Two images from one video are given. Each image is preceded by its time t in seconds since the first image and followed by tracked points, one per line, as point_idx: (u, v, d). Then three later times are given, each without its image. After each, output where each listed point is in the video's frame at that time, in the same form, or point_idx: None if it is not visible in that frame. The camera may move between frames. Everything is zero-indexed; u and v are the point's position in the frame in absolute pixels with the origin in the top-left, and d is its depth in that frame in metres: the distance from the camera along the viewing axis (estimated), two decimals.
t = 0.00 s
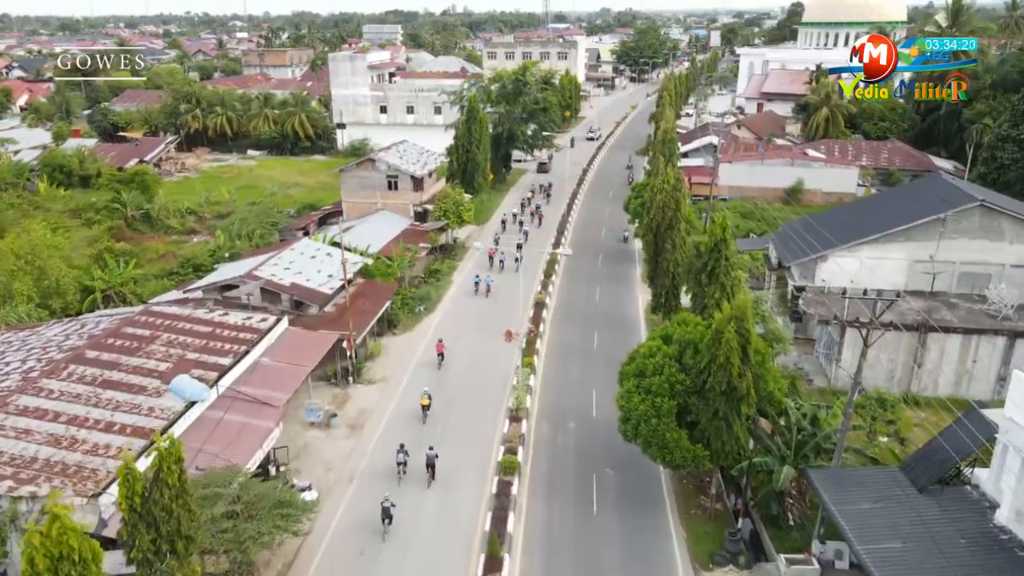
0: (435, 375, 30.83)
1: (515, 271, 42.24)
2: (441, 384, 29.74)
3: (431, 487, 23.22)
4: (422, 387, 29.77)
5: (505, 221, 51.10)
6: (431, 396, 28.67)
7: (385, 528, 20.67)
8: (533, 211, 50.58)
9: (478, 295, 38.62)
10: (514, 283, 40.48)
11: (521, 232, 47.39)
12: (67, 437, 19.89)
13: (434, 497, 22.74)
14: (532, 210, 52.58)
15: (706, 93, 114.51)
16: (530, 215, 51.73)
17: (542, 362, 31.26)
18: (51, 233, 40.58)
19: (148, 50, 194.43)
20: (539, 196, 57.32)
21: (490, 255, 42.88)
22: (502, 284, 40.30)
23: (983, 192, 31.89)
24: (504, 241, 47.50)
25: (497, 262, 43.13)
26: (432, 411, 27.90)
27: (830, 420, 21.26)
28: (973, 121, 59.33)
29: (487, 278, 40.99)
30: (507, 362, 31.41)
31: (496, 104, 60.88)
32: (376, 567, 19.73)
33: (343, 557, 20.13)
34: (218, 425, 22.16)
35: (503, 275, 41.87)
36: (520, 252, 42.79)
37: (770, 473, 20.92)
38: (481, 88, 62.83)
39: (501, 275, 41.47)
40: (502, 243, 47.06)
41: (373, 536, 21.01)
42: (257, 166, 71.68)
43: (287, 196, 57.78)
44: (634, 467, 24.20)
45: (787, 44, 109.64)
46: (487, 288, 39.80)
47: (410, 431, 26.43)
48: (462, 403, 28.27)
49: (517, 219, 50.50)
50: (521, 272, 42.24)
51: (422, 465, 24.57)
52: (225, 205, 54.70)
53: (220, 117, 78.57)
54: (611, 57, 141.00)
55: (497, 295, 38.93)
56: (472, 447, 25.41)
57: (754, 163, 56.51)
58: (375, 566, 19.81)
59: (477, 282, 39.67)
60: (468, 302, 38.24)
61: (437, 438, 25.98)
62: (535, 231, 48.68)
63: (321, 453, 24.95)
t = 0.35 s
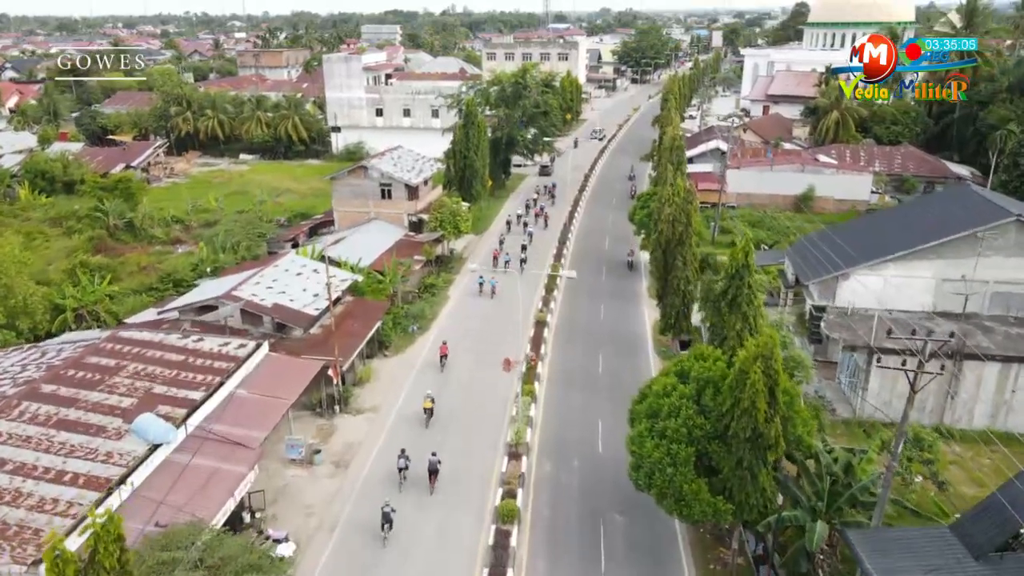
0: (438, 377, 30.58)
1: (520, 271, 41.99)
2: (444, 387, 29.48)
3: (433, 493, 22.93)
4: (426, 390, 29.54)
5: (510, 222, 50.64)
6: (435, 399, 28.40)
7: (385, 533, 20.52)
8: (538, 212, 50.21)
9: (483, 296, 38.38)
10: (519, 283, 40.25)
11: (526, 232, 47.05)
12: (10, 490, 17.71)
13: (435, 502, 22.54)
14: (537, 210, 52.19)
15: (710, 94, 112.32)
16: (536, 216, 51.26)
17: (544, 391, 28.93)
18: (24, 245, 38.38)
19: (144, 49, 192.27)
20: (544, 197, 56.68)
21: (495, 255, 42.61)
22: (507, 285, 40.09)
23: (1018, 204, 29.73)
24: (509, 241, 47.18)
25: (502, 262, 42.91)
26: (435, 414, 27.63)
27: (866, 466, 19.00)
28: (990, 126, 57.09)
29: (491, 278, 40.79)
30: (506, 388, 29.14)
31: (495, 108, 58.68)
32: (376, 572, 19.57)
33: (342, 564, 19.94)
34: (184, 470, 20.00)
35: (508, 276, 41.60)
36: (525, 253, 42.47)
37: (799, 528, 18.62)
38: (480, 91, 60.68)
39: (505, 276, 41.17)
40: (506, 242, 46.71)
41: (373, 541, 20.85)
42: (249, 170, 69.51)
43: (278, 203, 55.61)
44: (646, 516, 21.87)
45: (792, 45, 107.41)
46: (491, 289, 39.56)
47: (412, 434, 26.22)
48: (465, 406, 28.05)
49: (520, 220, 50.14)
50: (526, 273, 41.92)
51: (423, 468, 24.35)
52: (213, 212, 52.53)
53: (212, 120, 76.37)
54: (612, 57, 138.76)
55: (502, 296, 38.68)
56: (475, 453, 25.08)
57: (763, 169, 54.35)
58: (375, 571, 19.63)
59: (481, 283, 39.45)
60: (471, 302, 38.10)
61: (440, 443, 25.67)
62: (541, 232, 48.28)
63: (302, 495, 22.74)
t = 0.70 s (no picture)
0: (442, 379, 30.29)
1: (526, 273, 41.69)
2: (449, 389, 29.17)
3: (436, 499, 22.61)
4: (430, 392, 29.20)
5: (514, 223, 50.40)
6: (439, 403, 28.03)
7: (386, 540, 20.26)
8: (543, 213, 49.99)
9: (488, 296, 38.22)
10: (525, 285, 40.01)
11: (531, 233, 46.92)
12: None
13: (437, 507, 22.26)
14: (541, 212, 51.86)
15: (713, 96, 110.21)
16: (540, 217, 50.97)
17: (545, 422, 26.81)
18: None
19: (139, 49, 190.51)
20: (549, 197, 56.21)
21: (500, 256, 42.28)
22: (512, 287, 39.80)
23: None
24: (514, 243, 46.94)
25: (507, 263, 42.66)
26: (439, 417, 27.27)
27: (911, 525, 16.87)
28: (1010, 132, 54.85)
29: (496, 279, 40.59)
30: (506, 420, 26.88)
31: (496, 111, 56.57)
32: None
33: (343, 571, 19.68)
34: (143, 526, 17.83)
35: (513, 278, 41.32)
36: (530, 254, 42.16)
37: None
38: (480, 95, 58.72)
39: (511, 278, 40.98)
40: (511, 244, 46.48)
41: (375, 548, 20.59)
42: (240, 175, 67.37)
43: (269, 212, 53.47)
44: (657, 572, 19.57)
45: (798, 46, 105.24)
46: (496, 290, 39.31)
47: (416, 437, 25.95)
48: (470, 409, 27.75)
49: (524, 222, 49.94)
50: (531, 275, 41.61)
51: (425, 472, 24.06)
52: (199, 221, 50.37)
53: (203, 123, 74.25)
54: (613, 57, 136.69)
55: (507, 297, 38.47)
56: (478, 457, 24.72)
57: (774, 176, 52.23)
58: None
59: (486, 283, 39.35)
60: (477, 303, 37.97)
61: (444, 448, 25.33)
62: (545, 232, 48.12)
63: (280, 546, 20.54)
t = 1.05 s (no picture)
0: (447, 382, 30.13)
1: (531, 274, 41.53)
2: (454, 394, 28.90)
3: (439, 505, 22.45)
4: (434, 395, 29.05)
5: (519, 224, 50.02)
6: (443, 406, 27.86)
7: (390, 545, 20.16)
8: (548, 215, 49.42)
9: (491, 298, 37.96)
10: (529, 286, 39.78)
11: (536, 235, 46.55)
12: None
13: (441, 514, 22.09)
14: (546, 212, 51.53)
15: (718, 98, 107.89)
16: (545, 219, 50.39)
17: (544, 463, 24.45)
18: None
19: (134, 50, 188.06)
20: (553, 199, 55.54)
21: (505, 257, 42.02)
22: (517, 288, 39.57)
23: None
24: (518, 245, 46.47)
25: (512, 265, 42.47)
26: (443, 421, 27.10)
27: None
28: None
29: (501, 280, 40.47)
30: (500, 466, 24.41)
31: (495, 116, 54.57)
32: None
33: None
34: None
35: (518, 279, 41.13)
36: (536, 255, 41.97)
37: None
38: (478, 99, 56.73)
39: (516, 279, 40.80)
40: (517, 245, 46.31)
41: (378, 554, 20.45)
42: (231, 181, 65.23)
43: (257, 220, 51.29)
44: None
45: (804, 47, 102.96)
46: (501, 292, 39.13)
47: (420, 442, 25.82)
48: (474, 412, 27.59)
49: (530, 223, 49.47)
50: (537, 276, 41.43)
51: (428, 478, 23.92)
52: (185, 231, 48.20)
53: (193, 127, 72.01)
54: (615, 58, 134.29)
55: (512, 300, 38.21)
56: (483, 463, 24.54)
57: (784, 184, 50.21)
58: None
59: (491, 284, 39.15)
60: (481, 305, 37.79)
61: (447, 452, 25.18)
62: (551, 235, 47.54)
63: None
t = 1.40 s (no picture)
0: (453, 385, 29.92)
1: (537, 276, 41.23)
2: (460, 397, 28.65)
3: (444, 512, 22.24)
4: (439, 399, 28.85)
5: (525, 227, 49.45)
6: (449, 409, 27.62)
7: (395, 552, 19.99)
8: (553, 217, 48.88)
9: (498, 300, 37.70)
10: (534, 288, 39.49)
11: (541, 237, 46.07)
12: None
13: (447, 520, 21.89)
14: (551, 214, 50.87)
15: (722, 101, 105.67)
16: (550, 220, 49.97)
17: (546, 509, 22.14)
18: None
19: (132, 51, 186.12)
20: (559, 201, 54.74)
21: (511, 259, 41.66)
22: (523, 290, 39.28)
23: None
24: (523, 246, 45.96)
25: (518, 265, 42.16)
26: (449, 424, 26.86)
27: None
28: None
29: (506, 281, 40.20)
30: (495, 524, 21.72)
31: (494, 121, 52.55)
32: None
33: None
34: None
35: (524, 280, 40.89)
36: (541, 257, 41.66)
37: None
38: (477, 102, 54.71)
39: (522, 281, 40.56)
40: (522, 247, 45.85)
41: (383, 561, 20.31)
42: (221, 188, 63.05)
43: (246, 230, 49.07)
44: None
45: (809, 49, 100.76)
46: (506, 293, 38.89)
47: (425, 446, 25.60)
48: (480, 415, 27.38)
49: (536, 225, 49.02)
50: (544, 277, 41.16)
51: (433, 483, 23.71)
52: (168, 241, 45.97)
53: (184, 131, 69.82)
54: (617, 61, 132.09)
55: (518, 301, 37.87)
56: (488, 468, 24.27)
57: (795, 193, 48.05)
58: None
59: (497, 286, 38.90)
60: (486, 306, 37.54)
61: (452, 457, 24.95)
62: (556, 237, 46.97)
63: None
